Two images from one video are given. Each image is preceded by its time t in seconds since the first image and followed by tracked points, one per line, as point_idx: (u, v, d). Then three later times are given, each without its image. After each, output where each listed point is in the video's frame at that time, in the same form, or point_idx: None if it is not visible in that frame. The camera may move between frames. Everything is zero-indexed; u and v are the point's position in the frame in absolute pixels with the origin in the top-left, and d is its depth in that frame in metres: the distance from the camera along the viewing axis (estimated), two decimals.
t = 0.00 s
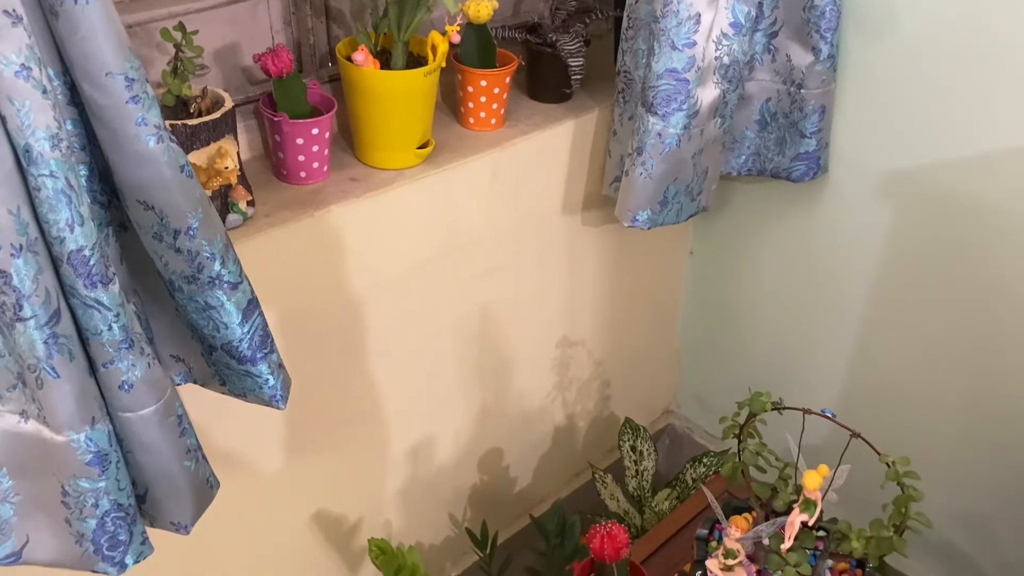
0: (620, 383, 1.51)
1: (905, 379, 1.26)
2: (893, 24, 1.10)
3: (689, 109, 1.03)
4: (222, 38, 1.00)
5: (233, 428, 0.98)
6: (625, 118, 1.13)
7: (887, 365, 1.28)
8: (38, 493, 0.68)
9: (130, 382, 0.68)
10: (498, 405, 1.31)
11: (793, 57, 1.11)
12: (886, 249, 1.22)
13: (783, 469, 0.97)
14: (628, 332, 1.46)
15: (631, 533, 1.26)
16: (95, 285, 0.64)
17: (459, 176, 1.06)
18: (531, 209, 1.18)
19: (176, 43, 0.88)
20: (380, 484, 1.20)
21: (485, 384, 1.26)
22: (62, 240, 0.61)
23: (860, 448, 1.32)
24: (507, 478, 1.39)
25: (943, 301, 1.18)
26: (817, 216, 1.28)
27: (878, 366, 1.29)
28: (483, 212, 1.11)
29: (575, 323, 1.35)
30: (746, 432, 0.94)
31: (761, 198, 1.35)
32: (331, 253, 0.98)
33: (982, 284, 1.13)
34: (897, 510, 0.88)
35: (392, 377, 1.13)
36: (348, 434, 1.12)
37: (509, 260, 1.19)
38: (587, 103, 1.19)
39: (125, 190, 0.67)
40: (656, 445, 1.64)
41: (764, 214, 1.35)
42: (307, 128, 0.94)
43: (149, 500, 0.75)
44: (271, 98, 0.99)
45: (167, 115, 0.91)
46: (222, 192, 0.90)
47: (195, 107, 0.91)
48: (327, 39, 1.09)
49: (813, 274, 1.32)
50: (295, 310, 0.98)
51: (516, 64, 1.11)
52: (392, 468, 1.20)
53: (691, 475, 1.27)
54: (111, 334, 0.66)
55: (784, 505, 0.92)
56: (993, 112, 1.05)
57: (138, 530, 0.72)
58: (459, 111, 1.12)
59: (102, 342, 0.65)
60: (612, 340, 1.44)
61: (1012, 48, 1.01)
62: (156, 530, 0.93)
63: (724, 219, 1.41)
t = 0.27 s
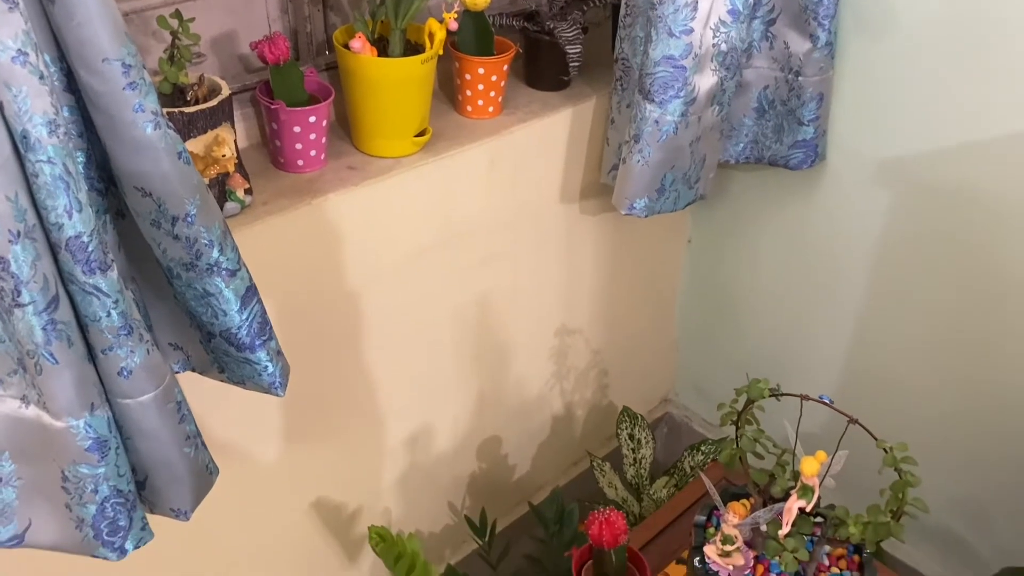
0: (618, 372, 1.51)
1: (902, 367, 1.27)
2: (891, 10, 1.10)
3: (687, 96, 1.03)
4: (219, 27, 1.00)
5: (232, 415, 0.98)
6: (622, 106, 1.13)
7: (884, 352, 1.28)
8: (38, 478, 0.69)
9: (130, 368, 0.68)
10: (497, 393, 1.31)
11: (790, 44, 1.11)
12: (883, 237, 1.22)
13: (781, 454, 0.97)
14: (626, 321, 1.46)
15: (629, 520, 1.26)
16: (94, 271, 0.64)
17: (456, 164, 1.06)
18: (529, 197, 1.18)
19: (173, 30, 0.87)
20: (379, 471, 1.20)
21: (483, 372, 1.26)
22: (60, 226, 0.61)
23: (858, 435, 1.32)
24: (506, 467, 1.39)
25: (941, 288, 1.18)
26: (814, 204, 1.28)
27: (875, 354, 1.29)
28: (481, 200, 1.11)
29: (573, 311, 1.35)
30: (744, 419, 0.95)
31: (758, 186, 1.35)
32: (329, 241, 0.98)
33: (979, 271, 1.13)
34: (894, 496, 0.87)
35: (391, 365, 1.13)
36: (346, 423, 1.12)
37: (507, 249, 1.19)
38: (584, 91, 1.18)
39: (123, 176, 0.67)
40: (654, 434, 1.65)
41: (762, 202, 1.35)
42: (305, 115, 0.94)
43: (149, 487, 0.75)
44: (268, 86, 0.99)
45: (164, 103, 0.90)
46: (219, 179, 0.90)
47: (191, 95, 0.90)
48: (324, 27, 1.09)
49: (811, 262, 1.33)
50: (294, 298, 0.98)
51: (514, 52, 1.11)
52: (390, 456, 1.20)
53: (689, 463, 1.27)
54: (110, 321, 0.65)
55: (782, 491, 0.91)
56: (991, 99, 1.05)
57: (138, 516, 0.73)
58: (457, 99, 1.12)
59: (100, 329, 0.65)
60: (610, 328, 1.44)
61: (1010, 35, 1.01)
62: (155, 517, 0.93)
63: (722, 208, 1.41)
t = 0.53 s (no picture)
0: (617, 361, 1.51)
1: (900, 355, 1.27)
2: None
3: (686, 84, 1.02)
4: (215, 14, 1.00)
5: (230, 403, 0.98)
6: (621, 94, 1.13)
7: (882, 340, 1.28)
8: (37, 467, 0.68)
9: (129, 355, 0.68)
10: (496, 382, 1.31)
11: (789, 31, 1.11)
12: (882, 225, 1.22)
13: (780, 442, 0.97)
14: (624, 310, 1.46)
15: (628, 508, 1.27)
16: (92, 258, 0.63)
17: (454, 152, 1.05)
18: (527, 186, 1.17)
19: (170, 18, 0.87)
20: (377, 460, 1.20)
21: (482, 361, 1.26)
22: (58, 212, 0.61)
23: (856, 422, 1.32)
24: (505, 456, 1.40)
25: (940, 276, 1.18)
26: (813, 192, 1.28)
27: (873, 342, 1.29)
28: (479, 188, 1.11)
29: (571, 300, 1.35)
30: (742, 406, 0.94)
31: (757, 175, 1.35)
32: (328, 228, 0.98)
33: (979, 259, 1.13)
34: (893, 482, 0.87)
35: (390, 353, 1.13)
36: (345, 411, 1.12)
37: (505, 237, 1.19)
38: (583, 79, 1.18)
39: (120, 163, 0.67)
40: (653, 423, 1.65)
41: (761, 190, 1.35)
42: (302, 103, 0.94)
43: (149, 474, 0.75)
44: (265, 74, 0.99)
45: (161, 91, 0.89)
46: (217, 167, 0.90)
47: (188, 83, 0.90)
48: (321, 15, 1.09)
49: (809, 250, 1.33)
50: (292, 286, 0.98)
51: (512, 39, 1.10)
52: (389, 445, 1.20)
53: (688, 451, 1.28)
54: (108, 308, 0.65)
55: (780, 478, 0.92)
56: (990, 87, 1.05)
57: (138, 503, 0.73)
58: (455, 87, 1.11)
59: (99, 316, 0.65)
60: (609, 317, 1.44)
61: (1009, 22, 1.00)
62: (155, 505, 0.93)
63: (721, 196, 1.41)
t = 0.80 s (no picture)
0: (615, 350, 1.51)
1: (897, 343, 1.27)
2: None
3: (685, 72, 1.02)
4: (210, 4, 1.00)
5: (229, 392, 0.98)
6: (619, 83, 1.12)
7: (879, 329, 1.29)
8: (35, 459, 0.68)
9: (127, 344, 0.68)
10: (494, 371, 1.31)
11: (787, 19, 1.10)
12: (880, 213, 1.22)
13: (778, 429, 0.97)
14: (622, 299, 1.46)
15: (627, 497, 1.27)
16: (89, 246, 0.63)
17: (452, 141, 1.05)
18: (525, 175, 1.17)
19: (166, 6, 0.87)
20: (376, 449, 1.20)
21: (481, 350, 1.26)
22: (54, 201, 0.61)
23: (853, 410, 1.33)
24: (503, 445, 1.40)
25: (939, 265, 1.18)
26: (811, 181, 1.28)
27: (871, 330, 1.30)
28: (477, 177, 1.11)
29: (570, 289, 1.35)
30: (740, 394, 0.94)
31: (755, 163, 1.35)
32: (325, 217, 0.97)
33: (977, 247, 1.14)
34: (891, 469, 0.87)
35: (388, 343, 1.13)
36: (343, 401, 1.12)
37: (504, 226, 1.19)
38: (580, 68, 1.18)
39: (116, 152, 0.67)
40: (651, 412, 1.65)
41: (759, 179, 1.35)
42: (299, 92, 0.94)
43: (147, 464, 0.75)
44: (262, 63, 0.98)
45: (157, 80, 0.89)
46: (214, 156, 0.90)
47: (184, 71, 0.89)
48: (318, 3, 1.08)
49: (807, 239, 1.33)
50: (289, 275, 0.97)
51: (509, 28, 1.10)
52: (388, 434, 1.20)
53: (686, 440, 1.28)
54: (106, 297, 0.65)
55: (778, 465, 0.92)
56: (989, 75, 1.04)
57: (136, 493, 0.73)
58: (452, 76, 1.11)
59: (96, 305, 0.65)
60: (607, 307, 1.44)
61: (1009, 10, 1.00)
62: (153, 494, 0.93)
63: (719, 185, 1.41)
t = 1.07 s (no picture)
0: (614, 340, 1.51)
1: (896, 331, 1.27)
2: None
3: (684, 60, 1.02)
4: None
5: (227, 382, 0.98)
6: (617, 71, 1.12)
7: (877, 318, 1.29)
8: (32, 449, 0.68)
9: (124, 334, 0.67)
10: (493, 361, 1.31)
11: (786, 7, 1.10)
12: (879, 202, 1.22)
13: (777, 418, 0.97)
14: (621, 289, 1.46)
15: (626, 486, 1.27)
16: (85, 236, 0.63)
17: (450, 131, 1.05)
18: (523, 164, 1.17)
19: None
20: (374, 440, 1.20)
21: (479, 340, 1.26)
22: (50, 190, 0.61)
23: (852, 398, 1.33)
24: (502, 435, 1.40)
25: (938, 253, 1.18)
26: (810, 169, 1.28)
27: (870, 319, 1.30)
28: (475, 167, 1.11)
29: (568, 279, 1.35)
30: (739, 382, 0.94)
31: (754, 152, 1.34)
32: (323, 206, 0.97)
33: (977, 235, 1.13)
34: (889, 457, 0.87)
35: (386, 333, 1.13)
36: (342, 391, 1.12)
37: (502, 216, 1.18)
38: (578, 57, 1.17)
39: (112, 141, 0.66)
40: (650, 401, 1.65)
41: (758, 168, 1.35)
42: (296, 81, 0.93)
43: (145, 454, 0.75)
44: (258, 51, 0.98)
45: (154, 69, 0.89)
46: (210, 146, 0.89)
47: (181, 60, 0.88)
48: None
49: (806, 228, 1.32)
50: (287, 264, 0.97)
51: (507, 16, 1.10)
52: (387, 424, 1.20)
53: (684, 429, 1.28)
54: (102, 286, 0.65)
55: (777, 453, 0.92)
56: (989, 63, 1.04)
57: (135, 483, 0.73)
58: (449, 65, 1.10)
59: (93, 295, 0.65)
60: (606, 296, 1.44)
61: None
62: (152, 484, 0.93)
63: (718, 174, 1.41)
